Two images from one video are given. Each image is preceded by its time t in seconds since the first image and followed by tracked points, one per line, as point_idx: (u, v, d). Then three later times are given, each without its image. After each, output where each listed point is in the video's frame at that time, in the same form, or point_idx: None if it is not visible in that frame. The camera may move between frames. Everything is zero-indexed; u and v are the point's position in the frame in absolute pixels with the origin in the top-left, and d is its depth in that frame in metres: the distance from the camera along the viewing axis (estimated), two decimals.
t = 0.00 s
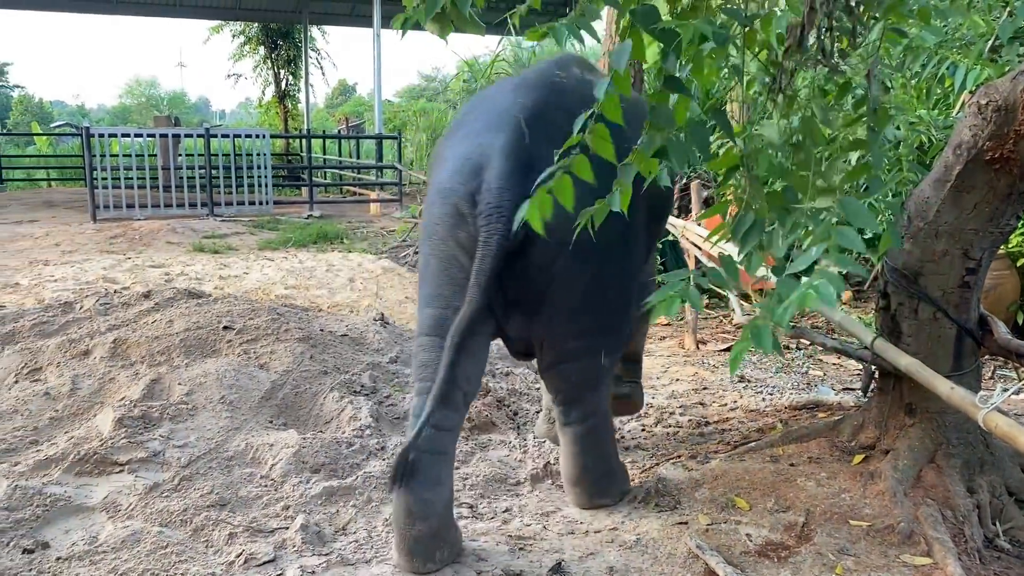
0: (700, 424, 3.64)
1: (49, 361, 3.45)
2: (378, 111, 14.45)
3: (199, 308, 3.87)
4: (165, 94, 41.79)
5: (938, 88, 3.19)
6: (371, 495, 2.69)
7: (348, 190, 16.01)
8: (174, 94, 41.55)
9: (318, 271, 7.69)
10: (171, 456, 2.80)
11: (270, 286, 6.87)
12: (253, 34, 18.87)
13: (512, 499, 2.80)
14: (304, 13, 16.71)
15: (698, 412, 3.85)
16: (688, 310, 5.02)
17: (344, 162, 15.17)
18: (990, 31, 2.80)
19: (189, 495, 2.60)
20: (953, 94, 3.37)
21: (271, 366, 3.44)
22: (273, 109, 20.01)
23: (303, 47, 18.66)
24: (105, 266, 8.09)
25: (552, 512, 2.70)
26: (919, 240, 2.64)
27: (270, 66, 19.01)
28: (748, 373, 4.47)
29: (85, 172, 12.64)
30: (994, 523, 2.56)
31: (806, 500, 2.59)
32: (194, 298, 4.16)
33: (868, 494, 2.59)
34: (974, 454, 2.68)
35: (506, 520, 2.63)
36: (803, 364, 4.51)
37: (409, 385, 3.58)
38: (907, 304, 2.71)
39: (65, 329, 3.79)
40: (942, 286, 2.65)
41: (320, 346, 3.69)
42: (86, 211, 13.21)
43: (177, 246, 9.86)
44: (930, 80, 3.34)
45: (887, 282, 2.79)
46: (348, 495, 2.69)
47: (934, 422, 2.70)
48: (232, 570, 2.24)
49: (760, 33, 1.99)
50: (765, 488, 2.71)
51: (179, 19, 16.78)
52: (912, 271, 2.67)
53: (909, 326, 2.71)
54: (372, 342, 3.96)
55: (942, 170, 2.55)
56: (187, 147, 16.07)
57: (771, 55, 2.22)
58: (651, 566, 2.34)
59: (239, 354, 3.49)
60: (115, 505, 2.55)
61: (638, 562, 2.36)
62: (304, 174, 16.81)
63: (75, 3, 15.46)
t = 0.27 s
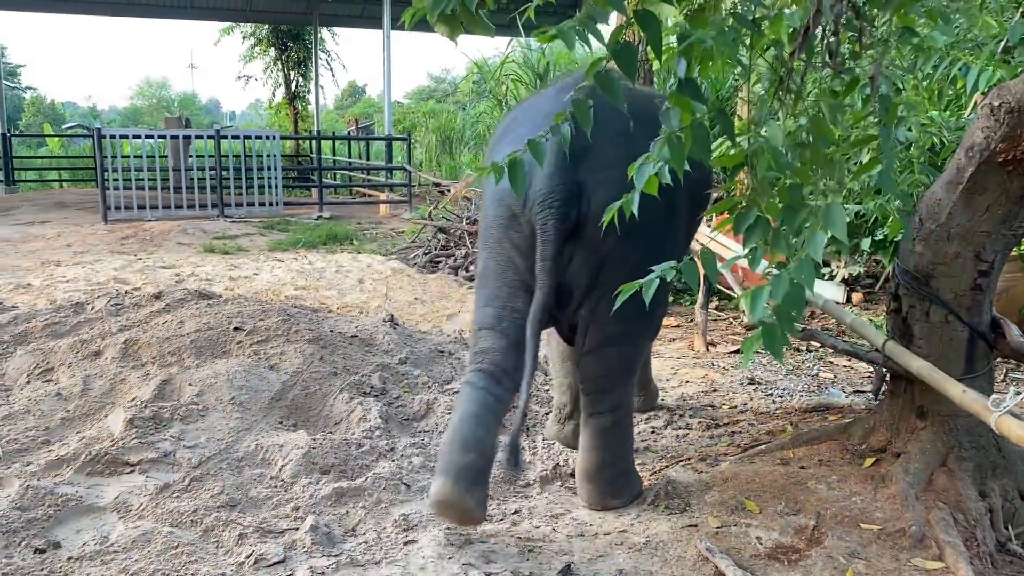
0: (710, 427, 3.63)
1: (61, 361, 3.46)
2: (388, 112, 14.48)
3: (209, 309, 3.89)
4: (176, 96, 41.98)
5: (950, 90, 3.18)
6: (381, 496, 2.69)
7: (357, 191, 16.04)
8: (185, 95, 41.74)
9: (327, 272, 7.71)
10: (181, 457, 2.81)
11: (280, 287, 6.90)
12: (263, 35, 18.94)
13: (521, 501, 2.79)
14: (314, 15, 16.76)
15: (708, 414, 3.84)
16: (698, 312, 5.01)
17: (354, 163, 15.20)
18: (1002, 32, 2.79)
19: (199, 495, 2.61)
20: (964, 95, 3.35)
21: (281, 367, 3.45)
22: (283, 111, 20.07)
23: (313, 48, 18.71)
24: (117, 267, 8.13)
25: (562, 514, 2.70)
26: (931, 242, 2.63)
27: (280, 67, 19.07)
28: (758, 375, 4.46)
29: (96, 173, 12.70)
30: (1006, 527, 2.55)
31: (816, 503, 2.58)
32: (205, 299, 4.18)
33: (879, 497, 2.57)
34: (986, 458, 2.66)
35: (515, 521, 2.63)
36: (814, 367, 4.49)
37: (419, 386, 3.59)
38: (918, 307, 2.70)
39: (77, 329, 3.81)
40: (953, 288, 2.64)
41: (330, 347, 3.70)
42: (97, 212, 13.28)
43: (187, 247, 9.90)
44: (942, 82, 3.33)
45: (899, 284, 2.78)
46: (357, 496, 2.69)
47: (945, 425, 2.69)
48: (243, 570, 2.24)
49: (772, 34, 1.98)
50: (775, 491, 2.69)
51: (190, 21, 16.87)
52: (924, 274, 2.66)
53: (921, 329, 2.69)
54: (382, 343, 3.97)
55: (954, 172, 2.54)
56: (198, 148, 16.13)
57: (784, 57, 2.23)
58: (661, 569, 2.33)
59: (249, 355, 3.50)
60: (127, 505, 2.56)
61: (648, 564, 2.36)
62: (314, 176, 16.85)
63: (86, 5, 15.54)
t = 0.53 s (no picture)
0: (718, 431, 3.60)
1: (68, 362, 3.47)
2: (397, 114, 14.49)
3: (216, 311, 3.88)
4: (187, 97, 42.15)
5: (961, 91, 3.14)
6: (385, 500, 2.68)
7: (366, 193, 16.06)
8: (196, 97, 41.90)
9: (335, 274, 7.71)
10: (186, 460, 2.80)
11: (288, 289, 6.90)
12: (273, 37, 18.99)
13: (526, 505, 2.77)
14: (324, 17, 16.79)
15: (716, 418, 3.82)
16: (707, 314, 4.99)
17: (363, 165, 15.22)
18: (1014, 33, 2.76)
19: (203, 498, 2.60)
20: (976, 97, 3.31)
21: (287, 369, 3.44)
22: (293, 113, 20.13)
23: (323, 50, 18.76)
24: (126, 269, 8.16)
25: (567, 519, 2.69)
26: (941, 245, 2.60)
27: (290, 69, 19.12)
28: (767, 379, 4.43)
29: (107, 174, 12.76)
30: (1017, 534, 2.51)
31: (824, 508, 2.55)
32: (212, 301, 4.18)
33: (888, 503, 2.54)
34: (997, 464, 2.63)
35: (520, 526, 2.61)
36: (823, 370, 4.46)
37: (425, 389, 3.57)
38: (928, 311, 2.67)
39: (84, 331, 3.82)
40: (964, 292, 2.61)
41: (336, 349, 3.69)
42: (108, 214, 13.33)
43: (196, 249, 9.93)
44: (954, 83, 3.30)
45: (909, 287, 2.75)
46: (361, 500, 2.68)
47: (956, 431, 2.67)
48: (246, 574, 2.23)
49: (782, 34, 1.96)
50: (783, 496, 2.67)
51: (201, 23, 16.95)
52: (934, 277, 2.63)
53: (931, 333, 2.66)
54: (388, 345, 3.96)
55: (965, 175, 2.51)
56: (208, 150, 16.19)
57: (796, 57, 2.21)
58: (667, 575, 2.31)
59: (255, 357, 3.50)
60: (131, 507, 2.56)
61: (653, 570, 2.34)
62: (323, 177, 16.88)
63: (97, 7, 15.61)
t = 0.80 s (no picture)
0: (722, 436, 3.59)
1: (72, 366, 3.48)
2: (406, 117, 14.50)
3: (219, 314, 3.89)
4: (197, 100, 42.32)
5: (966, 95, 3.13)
6: (386, 505, 2.67)
7: (375, 195, 16.07)
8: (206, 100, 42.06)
9: (342, 276, 7.72)
10: (187, 464, 2.80)
11: (294, 292, 6.92)
12: (282, 40, 19.05)
13: (528, 511, 2.76)
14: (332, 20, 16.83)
15: (720, 423, 3.80)
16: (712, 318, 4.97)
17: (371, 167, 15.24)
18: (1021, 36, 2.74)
19: (204, 503, 2.60)
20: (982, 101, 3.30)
21: (289, 373, 3.44)
22: (302, 115, 20.18)
23: (332, 53, 18.80)
24: (134, 271, 8.19)
25: (569, 525, 2.67)
26: (946, 250, 2.58)
27: (299, 72, 19.18)
28: (772, 384, 4.41)
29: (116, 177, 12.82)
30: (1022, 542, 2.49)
31: (827, 516, 2.54)
32: (216, 304, 4.19)
33: (891, 511, 2.52)
34: (1002, 471, 2.60)
35: (521, 532, 2.60)
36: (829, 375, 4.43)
37: (428, 393, 3.57)
38: (933, 316, 2.64)
39: (88, 334, 3.83)
40: (968, 298, 2.58)
41: (339, 353, 3.69)
42: (117, 216, 13.39)
43: (204, 251, 9.96)
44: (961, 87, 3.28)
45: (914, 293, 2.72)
46: (362, 505, 2.67)
47: (960, 438, 2.65)
48: None
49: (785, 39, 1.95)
50: (785, 503, 2.65)
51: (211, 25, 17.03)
52: (938, 283, 2.61)
53: (935, 338, 2.64)
54: (391, 349, 3.96)
55: (969, 180, 2.49)
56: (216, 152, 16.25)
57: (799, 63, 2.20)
58: None
59: (258, 361, 3.50)
60: (131, 512, 2.56)
61: None
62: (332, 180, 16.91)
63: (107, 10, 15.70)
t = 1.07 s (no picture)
0: (725, 441, 3.56)
1: (73, 369, 3.48)
2: (414, 120, 14.50)
3: (221, 317, 3.89)
4: (208, 102, 42.48)
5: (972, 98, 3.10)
6: (384, 511, 2.66)
7: (383, 197, 16.09)
8: (217, 103, 42.30)
9: (347, 279, 7.73)
10: (185, 469, 2.80)
11: (300, 295, 6.92)
12: (291, 43, 19.12)
13: (527, 517, 2.75)
14: (341, 23, 16.88)
15: (723, 429, 3.77)
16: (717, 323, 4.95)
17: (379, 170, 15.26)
18: None
19: (201, 508, 2.59)
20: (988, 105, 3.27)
21: (290, 377, 3.44)
22: (311, 118, 20.23)
23: (341, 56, 18.84)
24: (141, 273, 8.22)
25: (568, 531, 2.66)
26: (949, 256, 2.55)
27: (308, 74, 19.24)
28: (777, 389, 4.38)
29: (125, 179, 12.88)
30: None
31: (828, 523, 2.51)
32: (219, 307, 4.19)
33: (894, 519, 2.49)
34: (1007, 479, 2.57)
35: (520, 538, 2.58)
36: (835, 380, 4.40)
37: (429, 398, 3.56)
38: (936, 323, 2.61)
39: (90, 337, 3.83)
40: (972, 304, 2.56)
41: (340, 357, 3.68)
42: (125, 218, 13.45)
43: (212, 254, 9.98)
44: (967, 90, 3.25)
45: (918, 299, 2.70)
46: (360, 511, 2.66)
47: (965, 445, 2.61)
48: None
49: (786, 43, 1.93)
50: (786, 510, 2.62)
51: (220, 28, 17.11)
52: (942, 288, 2.58)
53: (939, 345, 2.61)
54: (393, 353, 3.95)
55: (973, 185, 2.47)
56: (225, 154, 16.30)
57: (799, 68, 2.19)
58: None
59: (259, 365, 3.50)
60: (130, 516, 2.55)
61: None
62: (340, 182, 16.94)
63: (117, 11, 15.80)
